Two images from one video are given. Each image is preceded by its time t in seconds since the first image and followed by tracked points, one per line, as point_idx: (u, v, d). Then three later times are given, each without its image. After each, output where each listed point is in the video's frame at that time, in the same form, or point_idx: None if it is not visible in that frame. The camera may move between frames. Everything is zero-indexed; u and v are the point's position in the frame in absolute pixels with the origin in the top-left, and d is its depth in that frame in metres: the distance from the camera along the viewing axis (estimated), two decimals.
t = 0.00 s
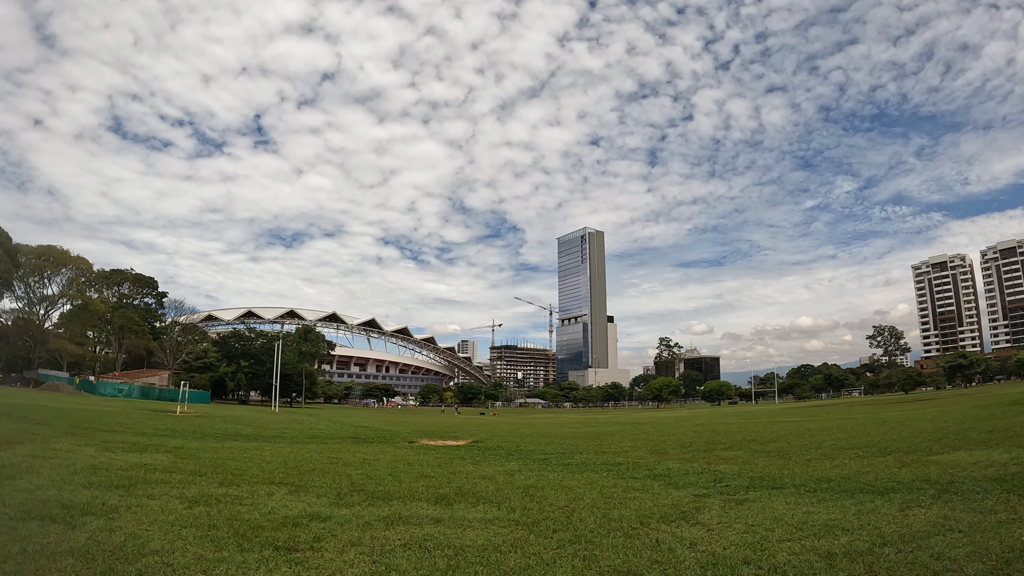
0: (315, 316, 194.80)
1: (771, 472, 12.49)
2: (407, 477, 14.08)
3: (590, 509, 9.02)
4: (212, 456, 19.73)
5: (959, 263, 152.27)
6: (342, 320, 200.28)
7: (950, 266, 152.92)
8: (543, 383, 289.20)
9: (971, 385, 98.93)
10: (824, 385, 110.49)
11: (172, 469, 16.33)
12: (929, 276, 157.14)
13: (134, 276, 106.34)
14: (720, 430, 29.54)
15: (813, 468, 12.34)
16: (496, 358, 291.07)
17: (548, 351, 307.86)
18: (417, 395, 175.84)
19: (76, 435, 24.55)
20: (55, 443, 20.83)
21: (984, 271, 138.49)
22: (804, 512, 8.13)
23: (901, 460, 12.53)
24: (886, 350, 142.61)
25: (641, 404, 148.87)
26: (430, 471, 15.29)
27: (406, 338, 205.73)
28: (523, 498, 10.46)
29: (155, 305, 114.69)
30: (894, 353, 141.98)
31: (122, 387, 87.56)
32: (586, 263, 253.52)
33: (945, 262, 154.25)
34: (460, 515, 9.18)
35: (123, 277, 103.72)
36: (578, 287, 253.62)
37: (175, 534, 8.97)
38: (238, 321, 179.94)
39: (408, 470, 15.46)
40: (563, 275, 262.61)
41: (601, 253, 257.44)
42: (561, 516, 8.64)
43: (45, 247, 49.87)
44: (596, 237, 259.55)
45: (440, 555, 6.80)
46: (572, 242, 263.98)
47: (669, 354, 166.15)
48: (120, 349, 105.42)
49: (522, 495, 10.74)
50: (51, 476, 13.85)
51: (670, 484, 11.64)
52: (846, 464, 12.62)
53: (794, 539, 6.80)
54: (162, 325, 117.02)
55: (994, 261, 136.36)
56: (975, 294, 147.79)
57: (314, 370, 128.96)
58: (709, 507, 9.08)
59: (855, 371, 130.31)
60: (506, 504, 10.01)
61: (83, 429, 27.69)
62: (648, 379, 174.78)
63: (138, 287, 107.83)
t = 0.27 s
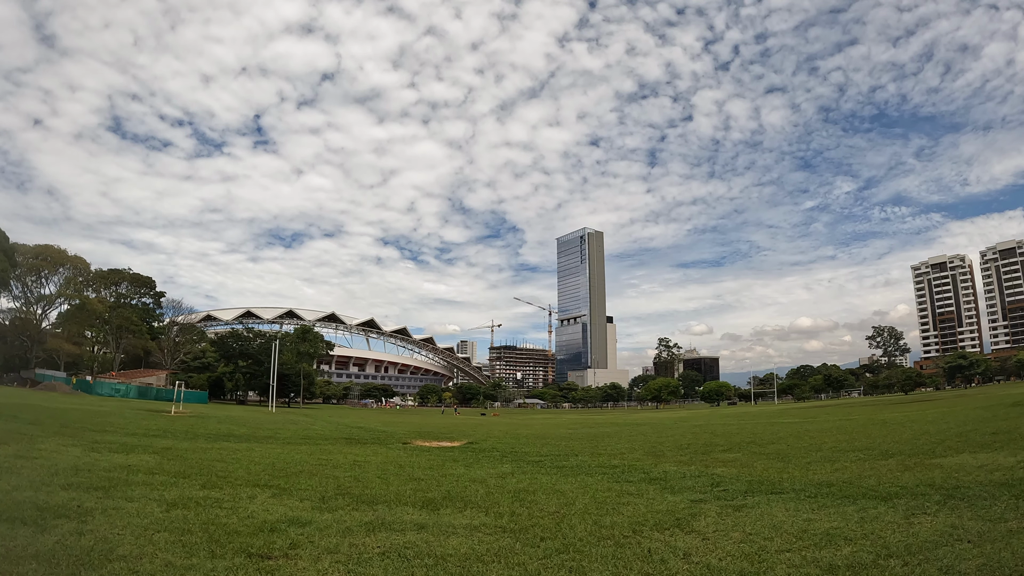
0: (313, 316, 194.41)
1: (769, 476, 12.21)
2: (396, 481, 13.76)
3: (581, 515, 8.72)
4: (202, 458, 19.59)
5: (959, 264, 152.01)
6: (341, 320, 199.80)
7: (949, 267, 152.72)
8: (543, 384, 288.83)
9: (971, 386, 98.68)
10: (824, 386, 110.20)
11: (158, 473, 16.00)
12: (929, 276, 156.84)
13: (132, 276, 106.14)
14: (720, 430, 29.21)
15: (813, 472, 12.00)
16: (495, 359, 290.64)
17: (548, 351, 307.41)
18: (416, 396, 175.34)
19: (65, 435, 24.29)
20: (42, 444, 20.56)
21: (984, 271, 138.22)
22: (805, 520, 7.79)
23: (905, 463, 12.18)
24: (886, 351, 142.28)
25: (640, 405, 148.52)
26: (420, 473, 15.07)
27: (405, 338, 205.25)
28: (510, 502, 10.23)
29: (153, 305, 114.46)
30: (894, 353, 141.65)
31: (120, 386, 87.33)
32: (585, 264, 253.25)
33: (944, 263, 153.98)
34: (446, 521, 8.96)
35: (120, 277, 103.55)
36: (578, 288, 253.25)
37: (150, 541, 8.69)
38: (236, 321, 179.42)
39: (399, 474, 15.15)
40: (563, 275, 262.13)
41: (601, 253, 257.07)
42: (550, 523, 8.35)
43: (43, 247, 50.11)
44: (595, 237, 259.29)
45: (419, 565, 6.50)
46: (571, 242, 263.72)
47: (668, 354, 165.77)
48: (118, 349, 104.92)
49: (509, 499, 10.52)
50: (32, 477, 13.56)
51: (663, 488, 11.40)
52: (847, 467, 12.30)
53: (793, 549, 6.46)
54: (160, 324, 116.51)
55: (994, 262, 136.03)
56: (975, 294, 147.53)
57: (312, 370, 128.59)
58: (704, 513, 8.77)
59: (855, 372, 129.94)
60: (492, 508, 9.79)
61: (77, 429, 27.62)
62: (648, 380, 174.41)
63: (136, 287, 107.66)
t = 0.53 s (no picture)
0: (312, 317, 194.03)
1: (766, 478, 11.88)
2: (385, 482, 13.45)
3: (570, 519, 8.44)
4: (188, 458, 19.45)
5: (959, 264, 151.80)
6: (340, 320, 199.26)
7: (949, 268, 152.32)
8: (542, 385, 288.41)
9: (971, 387, 98.47)
10: (823, 387, 109.94)
11: (144, 474, 15.71)
12: (928, 277, 156.62)
13: (129, 276, 105.87)
14: (720, 431, 28.90)
15: (812, 474, 11.67)
16: (494, 359, 290.21)
17: (547, 352, 307.02)
18: (414, 396, 174.90)
19: (55, 434, 24.06)
20: (30, 442, 20.35)
21: (983, 272, 137.99)
22: (802, 525, 7.48)
23: (908, 466, 11.88)
24: (886, 351, 142.00)
25: (639, 405, 148.19)
26: (409, 474, 14.85)
27: (404, 339, 204.78)
28: (497, 504, 9.99)
29: (150, 305, 114.22)
30: (894, 354, 141.36)
31: (117, 386, 87.04)
32: (585, 264, 252.98)
33: (944, 263, 153.77)
34: (429, 525, 8.71)
35: (118, 276, 103.34)
36: (577, 288, 252.93)
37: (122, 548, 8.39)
38: (235, 321, 178.90)
39: (388, 475, 14.86)
40: (562, 276, 261.84)
41: (600, 254, 256.57)
42: (538, 526, 8.07)
43: (41, 246, 49.73)
44: (595, 238, 259.13)
45: (395, 570, 6.23)
46: (570, 243, 263.49)
47: (667, 355, 165.47)
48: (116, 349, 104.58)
49: (496, 501, 10.27)
50: (12, 476, 13.30)
51: (655, 490, 11.10)
52: (849, 469, 11.99)
53: (789, 559, 6.12)
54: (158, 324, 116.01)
55: (994, 262, 135.78)
56: (974, 295, 147.31)
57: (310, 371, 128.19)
58: (698, 516, 8.48)
59: (854, 373, 129.62)
60: (478, 511, 9.57)
61: (67, 428, 27.52)
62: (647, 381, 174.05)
63: (134, 287, 107.43)
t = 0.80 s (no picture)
0: (309, 317, 193.47)
1: (763, 480, 11.57)
2: (372, 484, 13.13)
3: (558, 525, 8.13)
4: (174, 459, 19.17)
5: (957, 264, 151.78)
6: (337, 320, 198.72)
7: (947, 267, 152.28)
8: (540, 385, 288.20)
9: (969, 386, 98.43)
10: (822, 387, 109.86)
11: (127, 476, 15.37)
12: (927, 277, 156.60)
13: (126, 276, 105.40)
14: (717, 432, 28.62)
15: (810, 477, 11.34)
16: (492, 359, 289.86)
17: (545, 352, 306.76)
18: (412, 396, 174.47)
19: (42, 434, 23.71)
20: (16, 443, 20.03)
21: (982, 272, 137.97)
22: (800, 531, 7.17)
23: (910, 469, 11.55)
24: (884, 351, 141.96)
25: (637, 405, 147.98)
26: (397, 476, 14.54)
27: (402, 339, 204.30)
28: (482, 508, 9.70)
29: (146, 305, 113.78)
30: (892, 354, 141.31)
31: (113, 387, 86.61)
32: (583, 264, 252.77)
33: (942, 263, 153.76)
34: (411, 530, 8.42)
35: (115, 276, 102.86)
36: (575, 288, 252.69)
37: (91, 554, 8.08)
38: (232, 321, 178.25)
39: (376, 476, 14.53)
40: (560, 276, 261.60)
41: (598, 254, 256.43)
42: (523, 532, 7.76)
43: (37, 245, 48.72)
44: (593, 238, 258.91)
45: None
46: (568, 243, 263.23)
47: (666, 355, 165.32)
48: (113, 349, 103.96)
49: (482, 505, 9.97)
50: None
51: (647, 493, 10.82)
52: (848, 471, 11.67)
53: (786, 569, 5.76)
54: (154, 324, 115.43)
55: (993, 262, 135.65)
56: (973, 295, 147.34)
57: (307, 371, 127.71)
58: (692, 522, 8.15)
59: (852, 372, 129.56)
60: (462, 515, 9.29)
61: (56, 428, 27.18)
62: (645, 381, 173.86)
63: (130, 287, 106.98)
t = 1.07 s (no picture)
0: (304, 314, 192.70)
1: (758, 477, 11.28)
2: (356, 482, 12.73)
3: (544, 525, 7.82)
4: (156, 456, 18.70)
5: (952, 260, 152.16)
6: (332, 317, 198.03)
7: (942, 263, 152.48)
8: (536, 381, 288.29)
9: (964, 382, 98.82)
10: (817, 382, 110.29)
11: (105, 474, 14.92)
12: (922, 273, 156.97)
13: (119, 273, 104.46)
14: (712, 428, 28.34)
15: (806, 473, 11.01)
16: (488, 355, 289.68)
17: (540, 348, 306.83)
18: (408, 393, 174.08)
19: (25, 430, 23.16)
20: None
21: (976, 268, 138.37)
22: (797, 530, 6.87)
23: (909, 466, 11.28)
24: (879, 347, 142.37)
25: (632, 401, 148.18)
26: (383, 473, 14.16)
27: (397, 336, 203.72)
28: (467, 506, 9.36)
29: (140, 303, 113.05)
30: (887, 350, 141.73)
31: (107, 386, 86.11)
32: (578, 261, 252.52)
33: (937, 259, 154.16)
34: (391, 530, 8.09)
35: (108, 274, 102.05)
36: (571, 285, 252.43)
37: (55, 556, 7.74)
38: (226, 318, 177.27)
39: (362, 474, 14.14)
40: (556, 272, 261.36)
41: (594, 250, 256.12)
42: (508, 533, 7.43)
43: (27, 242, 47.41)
44: (588, 234, 258.58)
45: None
46: (564, 239, 262.79)
47: (661, 351, 165.45)
48: (107, 347, 103.06)
49: (468, 503, 9.63)
50: None
51: (638, 491, 10.51)
52: (846, 468, 11.40)
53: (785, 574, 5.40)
54: (148, 322, 114.53)
55: (988, 259, 136.05)
56: (968, 291, 147.85)
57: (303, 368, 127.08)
58: (684, 521, 7.85)
59: (848, 367, 129.80)
60: (446, 514, 8.95)
61: (39, 424, 26.56)
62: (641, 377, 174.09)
63: (123, 285, 106.21)
